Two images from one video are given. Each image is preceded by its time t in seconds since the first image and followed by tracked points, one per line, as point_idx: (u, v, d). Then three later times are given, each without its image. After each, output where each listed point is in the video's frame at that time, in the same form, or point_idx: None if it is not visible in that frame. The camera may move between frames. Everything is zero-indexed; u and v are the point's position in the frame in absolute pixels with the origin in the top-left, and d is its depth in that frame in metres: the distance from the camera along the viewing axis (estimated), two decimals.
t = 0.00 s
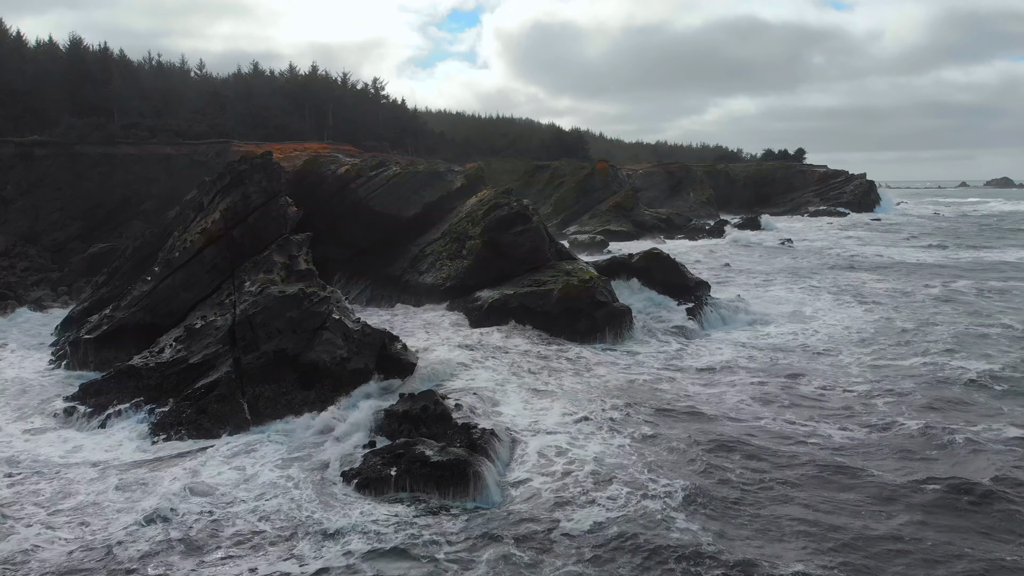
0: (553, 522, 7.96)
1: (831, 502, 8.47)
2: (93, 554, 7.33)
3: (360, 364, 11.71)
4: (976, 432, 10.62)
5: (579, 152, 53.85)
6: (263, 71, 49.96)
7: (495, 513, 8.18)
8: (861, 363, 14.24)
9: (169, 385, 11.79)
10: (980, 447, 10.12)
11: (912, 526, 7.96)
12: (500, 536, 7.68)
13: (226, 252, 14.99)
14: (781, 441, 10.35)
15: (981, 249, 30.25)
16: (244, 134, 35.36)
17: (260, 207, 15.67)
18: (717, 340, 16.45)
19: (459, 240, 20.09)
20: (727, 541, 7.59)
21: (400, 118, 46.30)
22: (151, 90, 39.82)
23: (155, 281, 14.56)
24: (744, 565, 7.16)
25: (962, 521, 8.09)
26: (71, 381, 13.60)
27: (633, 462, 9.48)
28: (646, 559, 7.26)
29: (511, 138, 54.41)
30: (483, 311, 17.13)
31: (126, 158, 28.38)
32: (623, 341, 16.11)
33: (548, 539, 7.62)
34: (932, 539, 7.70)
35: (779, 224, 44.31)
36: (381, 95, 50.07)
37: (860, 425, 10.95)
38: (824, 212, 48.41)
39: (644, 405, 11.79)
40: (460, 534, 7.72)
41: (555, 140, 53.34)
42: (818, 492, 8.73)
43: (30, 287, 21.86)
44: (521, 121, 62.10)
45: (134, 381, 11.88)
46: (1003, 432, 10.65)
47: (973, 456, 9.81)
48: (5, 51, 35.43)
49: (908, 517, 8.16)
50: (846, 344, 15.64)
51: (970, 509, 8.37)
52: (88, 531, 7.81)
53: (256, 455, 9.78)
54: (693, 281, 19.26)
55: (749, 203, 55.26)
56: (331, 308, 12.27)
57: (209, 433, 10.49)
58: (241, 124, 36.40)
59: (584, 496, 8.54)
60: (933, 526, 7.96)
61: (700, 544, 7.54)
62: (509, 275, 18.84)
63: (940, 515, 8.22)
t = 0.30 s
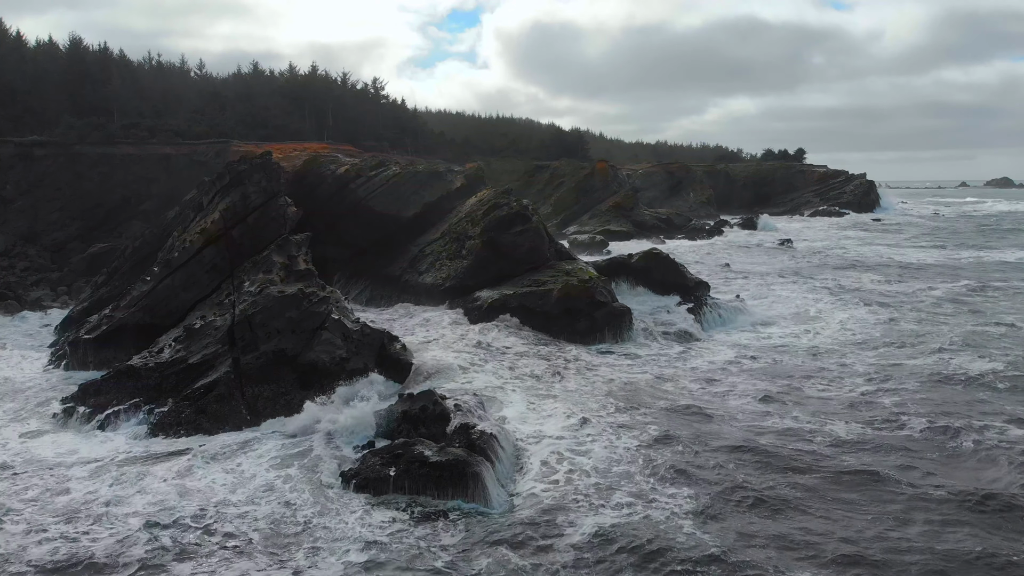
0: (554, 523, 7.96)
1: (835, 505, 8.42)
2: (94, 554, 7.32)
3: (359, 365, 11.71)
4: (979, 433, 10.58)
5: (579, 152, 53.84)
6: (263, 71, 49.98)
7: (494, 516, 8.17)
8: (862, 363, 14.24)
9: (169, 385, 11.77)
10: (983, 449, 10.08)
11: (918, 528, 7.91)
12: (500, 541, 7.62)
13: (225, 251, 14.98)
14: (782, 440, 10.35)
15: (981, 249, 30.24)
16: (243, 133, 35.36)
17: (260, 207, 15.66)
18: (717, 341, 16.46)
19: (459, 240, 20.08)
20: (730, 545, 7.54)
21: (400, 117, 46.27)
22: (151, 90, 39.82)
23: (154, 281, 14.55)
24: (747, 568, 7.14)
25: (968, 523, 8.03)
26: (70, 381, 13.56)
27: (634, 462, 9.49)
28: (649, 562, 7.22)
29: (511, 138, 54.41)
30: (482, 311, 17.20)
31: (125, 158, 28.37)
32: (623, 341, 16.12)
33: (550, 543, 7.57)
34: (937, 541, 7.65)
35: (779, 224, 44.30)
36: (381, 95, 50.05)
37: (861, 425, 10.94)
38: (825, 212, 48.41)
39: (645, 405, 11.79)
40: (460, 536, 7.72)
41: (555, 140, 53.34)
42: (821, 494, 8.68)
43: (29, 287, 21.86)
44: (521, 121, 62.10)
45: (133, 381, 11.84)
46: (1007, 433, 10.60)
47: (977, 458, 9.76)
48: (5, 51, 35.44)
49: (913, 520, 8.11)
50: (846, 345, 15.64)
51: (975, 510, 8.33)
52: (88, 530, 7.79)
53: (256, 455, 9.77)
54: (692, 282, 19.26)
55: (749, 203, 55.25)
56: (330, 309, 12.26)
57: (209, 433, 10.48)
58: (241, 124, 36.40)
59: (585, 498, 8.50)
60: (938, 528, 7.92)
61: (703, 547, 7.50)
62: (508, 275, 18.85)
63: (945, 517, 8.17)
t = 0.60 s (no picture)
0: (555, 523, 7.97)
1: (833, 506, 8.40)
2: (95, 555, 7.30)
3: (358, 365, 11.72)
4: (980, 434, 10.55)
5: (579, 152, 53.87)
6: (263, 72, 50.00)
7: (494, 516, 8.15)
8: (862, 363, 14.25)
9: (168, 385, 11.75)
10: (985, 450, 10.03)
11: (917, 530, 7.88)
12: (497, 541, 7.61)
13: (225, 252, 14.98)
14: (782, 440, 10.37)
15: (981, 249, 30.26)
16: (243, 134, 35.36)
17: (259, 207, 15.65)
18: (717, 341, 16.47)
19: (459, 240, 20.07)
20: (728, 546, 7.52)
21: (400, 117, 46.27)
22: (151, 90, 39.84)
23: (154, 281, 14.54)
24: (746, 570, 7.11)
25: (972, 524, 8.03)
26: (69, 382, 13.55)
27: (636, 462, 9.50)
28: (647, 563, 7.19)
29: (511, 139, 54.47)
30: (481, 311, 17.26)
31: (125, 158, 28.37)
32: (622, 341, 16.11)
33: (547, 544, 7.55)
34: (937, 544, 7.61)
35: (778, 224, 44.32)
36: (380, 95, 50.06)
37: (861, 425, 10.96)
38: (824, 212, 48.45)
39: (644, 405, 11.83)
40: (460, 536, 7.71)
41: (555, 140, 53.38)
42: (820, 495, 8.65)
43: (29, 287, 21.86)
44: (521, 121, 62.10)
45: (133, 381, 11.78)
46: (1009, 435, 10.54)
47: (979, 460, 9.72)
48: (5, 51, 35.45)
49: (913, 522, 8.07)
50: (847, 344, 15.67)
51: (975, 512, 8.30)
52: (90, 530, 7.78)
53: (256, 455, 9.76)
54: (691, 282, 19.27)
55: (749, 203, 55.31)
56: (329, 309, 12.26)
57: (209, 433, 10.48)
58: (241, 124, 36.41)
59: (586, 500, 8.49)
60: (938, 530, 7.89)
61: (701, 548, 7.48)
62: (508, 275, 18.86)
63: (944, 519, 8.14)
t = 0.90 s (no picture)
0: (556, 526, 8.00)
1: (836, 508, 8.36)
2: (99, 557, 7.31)
3: (357, 366, 11.72)
4: (980, 435, 10.59)
5: (579, 152, 53.89)
6: (262, 72, 50.00)
7: (493, 520, 8.16)
8: (862, 363, 14.27)
9: (168, 386, 11.73)
10: (987, 452, 10.00)
11: (920, 533, 7.83)
12: (494, 546, 7.61)
13: (224, 252, 14.99)
14: (782, 440, 10.40)
15: (981, 249, 30.27)
16: (243, 134, 35.36)
17: (258, 207, 15.64)
18: (717, 341, 16.49)
19: (458, 240, 20.07)
20: (729, 548, 7.53)
21: (400, 117, 46.24)
22: (150, 90, 39.84)
23: (153, 281, 14.54)
24: (748, 572, 7.12)
25: (973, 524, 8.07)
26: (68, 382, 13.53)
27: (636, 463, 9.53)
28: (647, 569, 7.16)
29: (511, 140, 54.49)
30: (481, 312, 17.27)
31: (125, 159, 28.38)
32: (622, 342, 16.13)
33: (545, 549, 7.54)
34: (939, 547, 7.59)
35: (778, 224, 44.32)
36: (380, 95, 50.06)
37: (861, 425, 10.98)
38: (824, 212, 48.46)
39: (644, 405, 11.85)
40: (461, 540, 7.72)
41: (554, 140, 53.39)
42: (823, 497, 8.62)
43: (28, 288, 21.86)
44: (520, 121, 62.11)
45: (132, 382, 11.75)
46: (1009, 436, 10.56)
47: (981, 462, 9.68)
48: (4, 52, 35.44)
49: (914, 522, 8.11)
50: (848, 345, 15.69)
51: (979, 517, 8.27)
52: (92, 532, 7.78)
53: (256, 456, 9.75)
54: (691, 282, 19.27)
55: (749, 203, 55.33)
56: (328, 309, 12.26)
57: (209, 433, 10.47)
58: (240, 124, 36.41)
59: (587, 501, 8.51)
60: (943, 533, 7.85)
61: (701, 553, 7.44)
62: (507, 275, 18.86)
63: (947, 523, 8.10)
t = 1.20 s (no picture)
0: (558, 532, 8.01)
1: (839, 515, 8.29)
2: (100, 560, 7.29)
3: (356, 366, 11.74)
4: (981, 436, 10.61)
5: (579, 152, 53.89)
6: (261, 72, 49.99)
7: (493, 527, 8.15)
8: (863, 364, 14.28)
9: (167, 386, 11.70)
10: (992, 456, 9.93)
11: (925, 541, 7.76)
12: (493, 556, 7.54)
13: (224, 252, 14.99)
14: (783, 442, 10.40)
15: (981, 249, 30.26)
16: (242, 134, 35.33)
17: (258, 207, 15.64)
18: (717, 342, 16.50)
19: (458, 241, 20.07)
20: (731, 553, 7.54)
21: (400, 117, 46.22)
22: (150, 91, 39.83)
23: (152, 282, 14.52)
24: None
25: (974, 527, 8.09)
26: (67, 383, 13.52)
27: (637, 467, 9.54)
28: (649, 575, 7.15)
29: (511, 140, 54.48)
30: (480, 313, 17.27)
31: (124, 159, 28.35)
32: (622, 342, 16.13)
33: (546, 560, 7.47)
34: (941, 549, 7.61)
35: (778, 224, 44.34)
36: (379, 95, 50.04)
37: (861, 426, 11.00)
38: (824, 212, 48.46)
39: (644, 406, 11.86)
40: (461, 548, 7.72)
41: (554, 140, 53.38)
42: (825, 503, 8.56)
43: (28, 288, 21.83)
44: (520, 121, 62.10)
45: (132, 382, 11.69)
46: (1010, 437, 10.58)
47: (986, 466, 9.62)
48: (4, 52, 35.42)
49: (916, 525, 8.12)
50: (848, 345, 15.70)
51: (984, 524, 8.19)
52: (93, 535, 7.76)
53: (257, 458, 9.73)
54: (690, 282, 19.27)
55: (749, 203, 55.32)
56: (327, 311, 12.37)
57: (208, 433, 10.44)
58: (240, 125, 36.38)
59: (587, 507, 8.52)
60: (948, 541, 7.77)
61: (703, 563, 7.37)
62: (507, 276, 18.86)
63: (953, 530, 8.03)
